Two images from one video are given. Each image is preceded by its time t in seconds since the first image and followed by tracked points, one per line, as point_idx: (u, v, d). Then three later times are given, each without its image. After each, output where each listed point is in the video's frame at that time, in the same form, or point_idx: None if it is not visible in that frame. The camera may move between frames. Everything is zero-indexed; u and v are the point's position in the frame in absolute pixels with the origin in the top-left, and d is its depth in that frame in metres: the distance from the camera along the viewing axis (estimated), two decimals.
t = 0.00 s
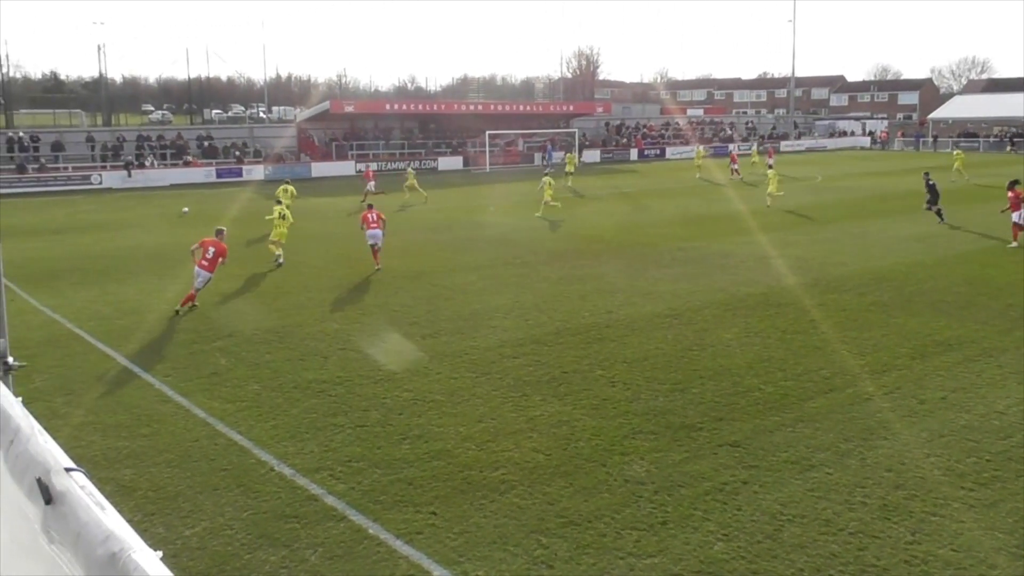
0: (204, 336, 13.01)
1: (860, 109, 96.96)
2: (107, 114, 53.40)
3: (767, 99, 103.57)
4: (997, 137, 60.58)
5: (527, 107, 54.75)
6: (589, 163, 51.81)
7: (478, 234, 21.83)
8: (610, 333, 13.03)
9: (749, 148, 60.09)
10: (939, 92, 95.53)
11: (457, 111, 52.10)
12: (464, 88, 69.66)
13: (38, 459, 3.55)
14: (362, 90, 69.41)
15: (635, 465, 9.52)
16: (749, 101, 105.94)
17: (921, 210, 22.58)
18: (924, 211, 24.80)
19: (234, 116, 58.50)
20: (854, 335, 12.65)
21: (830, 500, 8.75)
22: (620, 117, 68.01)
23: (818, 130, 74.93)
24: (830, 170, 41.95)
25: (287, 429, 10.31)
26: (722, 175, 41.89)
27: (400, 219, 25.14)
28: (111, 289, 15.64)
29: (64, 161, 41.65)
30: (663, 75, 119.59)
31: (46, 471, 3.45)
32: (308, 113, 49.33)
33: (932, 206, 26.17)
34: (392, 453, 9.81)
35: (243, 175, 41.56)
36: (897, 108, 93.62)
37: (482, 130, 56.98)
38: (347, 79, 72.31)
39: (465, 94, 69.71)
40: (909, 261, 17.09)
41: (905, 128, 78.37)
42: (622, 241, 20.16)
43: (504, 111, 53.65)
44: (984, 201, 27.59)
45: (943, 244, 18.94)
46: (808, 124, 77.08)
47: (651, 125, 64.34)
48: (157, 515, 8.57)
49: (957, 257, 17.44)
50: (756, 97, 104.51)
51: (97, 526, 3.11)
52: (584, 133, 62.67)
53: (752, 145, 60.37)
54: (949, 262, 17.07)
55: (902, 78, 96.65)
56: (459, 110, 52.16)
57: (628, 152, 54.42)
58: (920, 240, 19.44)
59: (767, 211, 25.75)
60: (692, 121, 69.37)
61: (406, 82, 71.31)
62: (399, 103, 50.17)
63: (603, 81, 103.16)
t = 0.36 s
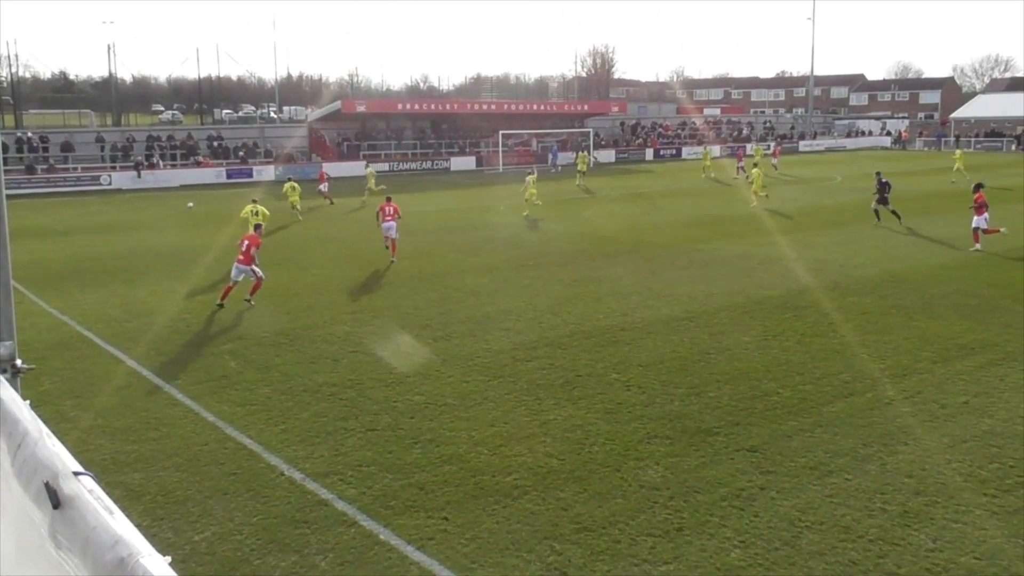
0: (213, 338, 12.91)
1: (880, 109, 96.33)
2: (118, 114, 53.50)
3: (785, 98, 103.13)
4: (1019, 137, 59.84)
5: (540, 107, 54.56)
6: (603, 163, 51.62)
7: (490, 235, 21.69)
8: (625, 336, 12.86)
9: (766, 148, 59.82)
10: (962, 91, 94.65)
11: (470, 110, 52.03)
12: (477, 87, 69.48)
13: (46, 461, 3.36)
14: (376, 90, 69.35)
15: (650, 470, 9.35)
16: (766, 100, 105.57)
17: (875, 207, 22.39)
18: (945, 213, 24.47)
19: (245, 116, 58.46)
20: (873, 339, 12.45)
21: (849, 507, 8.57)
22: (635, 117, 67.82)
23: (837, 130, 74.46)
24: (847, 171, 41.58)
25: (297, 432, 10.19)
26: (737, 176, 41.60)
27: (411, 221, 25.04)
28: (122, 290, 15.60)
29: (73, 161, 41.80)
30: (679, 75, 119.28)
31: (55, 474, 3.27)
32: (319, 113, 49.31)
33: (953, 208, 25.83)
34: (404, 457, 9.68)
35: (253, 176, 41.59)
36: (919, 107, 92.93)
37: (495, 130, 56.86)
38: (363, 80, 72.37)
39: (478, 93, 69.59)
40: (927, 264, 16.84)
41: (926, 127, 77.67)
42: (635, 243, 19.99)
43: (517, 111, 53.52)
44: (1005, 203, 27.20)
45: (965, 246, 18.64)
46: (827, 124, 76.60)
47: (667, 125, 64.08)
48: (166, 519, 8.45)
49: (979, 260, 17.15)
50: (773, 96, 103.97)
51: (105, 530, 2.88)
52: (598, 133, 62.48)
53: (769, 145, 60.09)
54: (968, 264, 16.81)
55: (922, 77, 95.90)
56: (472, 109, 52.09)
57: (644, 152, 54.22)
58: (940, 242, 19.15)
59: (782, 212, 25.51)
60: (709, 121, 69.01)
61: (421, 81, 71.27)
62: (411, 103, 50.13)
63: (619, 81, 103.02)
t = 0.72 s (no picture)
0: (196, 343, 12.63)
1: (877, 108, 96.52)
2: (97, 113, 53.02)
3: (780, 97, 103.30)
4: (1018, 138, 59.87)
5: (529, 106, 54.38)
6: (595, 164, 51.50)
7: (480, 238, 21.45)
8: (617, 341, 12.64)
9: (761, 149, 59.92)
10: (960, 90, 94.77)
11: (459, 109, 51.89)
12: (465, 86, 69.25)
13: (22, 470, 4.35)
14: (363, 89, 69.05)
15: (642, 478, 9.12)
16: (761, 99, 105.77)
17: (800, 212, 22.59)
18: (942, 214, 24.32)
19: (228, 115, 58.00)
20: (870, 343, 12.25)
21: (846, 515, 8.35)
22: (626, 116, 67.73)
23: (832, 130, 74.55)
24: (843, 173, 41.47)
25: (281, 439, 9.94)
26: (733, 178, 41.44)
27: (402, 223, 24.79)
28: (104, 294, 15.32)
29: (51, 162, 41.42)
30: (673, 75, 119.35)
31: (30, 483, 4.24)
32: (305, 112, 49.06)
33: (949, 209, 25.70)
34: (390, 465, 9.43)
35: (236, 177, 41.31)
36: (916, 106, 93.12)
37: (484, 129, 56.68)
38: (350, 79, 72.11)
39: (467, 93, 69.39)
40: (924, 266, 16.68)
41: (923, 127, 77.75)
42: (628, 246, 19.78)
43: (507, 110, 53.36)
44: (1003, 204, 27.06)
45: (961, 248, 18.48)
46: (823, 125, 76.65)
47: (660, 124, 63.97)
48: (146, 528, 8.20)
49: (975, 263, 16.98)
50: (767, 96, 104.24)
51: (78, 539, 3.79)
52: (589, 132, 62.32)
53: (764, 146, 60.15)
54: (965, 266, 16.65)
55: (918, 76, 96.05)
56: (461, 108, 51.95)
57: (636, 152, 54.11)
58: (937, 245, 18.99)
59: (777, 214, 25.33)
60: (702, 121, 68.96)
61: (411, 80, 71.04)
62: (399, 102, 49.93)
63: (612, 80, 102.98)
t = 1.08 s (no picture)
0: (184, 345, 12.41)
1: (878, 106, 96.64)
2: (80, 110, 52.66)
3: (780, 94, 103.46)
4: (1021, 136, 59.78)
5: (525, 103, 54.17)
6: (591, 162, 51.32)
7: (476, 237, 21.24)
8: (615, 342, 12.45)
9: (761, 147, 59.90)
10: (963, 88, 94.73)
11: (452, 106, 51.64)
12: (459, 83, 68.97)
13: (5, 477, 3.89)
14: (353, 85, 68.77)
15: (639, 483, 8.91)
16: (760, 96, 105.83)
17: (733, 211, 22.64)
18: (944, 214, 24.14)
19: (216, 111, 57.61)
20: (872, 345, 12.05)
21: (847, 520, 8.16)
22: (622, 113, 67.53)
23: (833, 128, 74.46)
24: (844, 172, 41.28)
25: (271, 444, 9.72)
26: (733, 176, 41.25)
27: (398, 222, 24.58)
28: (92, 295, 15.09)
29: (36, 160, 41.22)
30: (671, 71, 119.39)
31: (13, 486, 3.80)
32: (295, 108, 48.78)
33: (951, 209, 25.50)
34: (382, 469, 9.22)
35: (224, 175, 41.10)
36: (919, 104, 93.20)
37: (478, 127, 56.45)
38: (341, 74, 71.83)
39: (460, 89, 69.14)
40: (926, 267, 16.49)
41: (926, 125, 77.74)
42: (624, 245, 19.57)
43: (501, 107, 53.09)
44: (1004, 203, 26.89)
45: (963, 249, 18.31)
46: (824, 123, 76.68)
47: (657, 122, 63.80)
48: (132, 534, 7.99)
49: (977, 263, 16.80)
50: (768, 93, 104.21)
51: (67, 545, 3.36)
52: (585, 130, 62.07)
53: (764, 144, 60.12)
54: (968, 267, 16.46)
55: (920, 73, 95.86)
56: (454, 105, 51.69)
57: (634, 150, 53.93)
58: (938, 245, 18.80)
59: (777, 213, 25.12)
60: (700, 118, 68.76)
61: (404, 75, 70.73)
62: (390, 98, 49.65)
63: (609, 77, 102.87)
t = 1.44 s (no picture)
0: (191, 347, 12.23)
1: (902, 102, 95.99)
2: (86, 108, 52.59)
3: (801, 91, 103.03)
4: None
5: (538, 100, 53.91)
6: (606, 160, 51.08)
7: (487, 238, 21.01)
8: (630, 345, 12.20)
9: (782, 145, 59.44)
10: (989, 84, 93.67)
11: (463, 103, 51.28)
12: (472, 80, 68.77)
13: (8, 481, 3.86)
14: (363, 82, 68.59)
15: (655, 490, 8.67)
16: (780, 93, 105.55)
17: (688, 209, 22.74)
18: (964, 215, 23.74)
19: (223, 109, 57.49)
20: (894, 349, 11.77)
21: (870, 529, 7.89)
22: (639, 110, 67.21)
23: (856, 125, 73.80)
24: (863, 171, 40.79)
25: (278, 448, 9.52)
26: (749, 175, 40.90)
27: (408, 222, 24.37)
28: (99, 295, 14.95)
29: (40, 158, 41.22)
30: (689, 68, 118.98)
31: (18, 493, 3.79)
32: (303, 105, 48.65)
33: (972, 209, 25.08)
34: (392, 475, 9.01)
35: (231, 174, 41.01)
36: (943, 100, 92.35)
37: (490, 124, 56.21)
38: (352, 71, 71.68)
39: (473, 86, 68.87)
40: (948, 269, 16.17)
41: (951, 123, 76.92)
42: (637, 246, 19.31)
43: (513, 104, 52.67)
44: None
45: (987, 250, 17.95)
46: (846, 120, 76.03)
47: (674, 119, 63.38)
48: (139, 540, 7.81)
49: (1000, 265, 16.45)
50: (788, 90, 104.03)
51: (71, 552, 3.40)
52: (601, 128, 61.78)
53: (784, 142, 59.63)
54: (991, 269, 16.11)
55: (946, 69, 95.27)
56: (465, 102, 51.34)
57: (649, 148, 53.65)
58: (960, 246, 18.44)
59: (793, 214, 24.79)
60: (718, 115, 68.31)
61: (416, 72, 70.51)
62: (400, 95, 49.33)
63: (625, 73, 102.56)
